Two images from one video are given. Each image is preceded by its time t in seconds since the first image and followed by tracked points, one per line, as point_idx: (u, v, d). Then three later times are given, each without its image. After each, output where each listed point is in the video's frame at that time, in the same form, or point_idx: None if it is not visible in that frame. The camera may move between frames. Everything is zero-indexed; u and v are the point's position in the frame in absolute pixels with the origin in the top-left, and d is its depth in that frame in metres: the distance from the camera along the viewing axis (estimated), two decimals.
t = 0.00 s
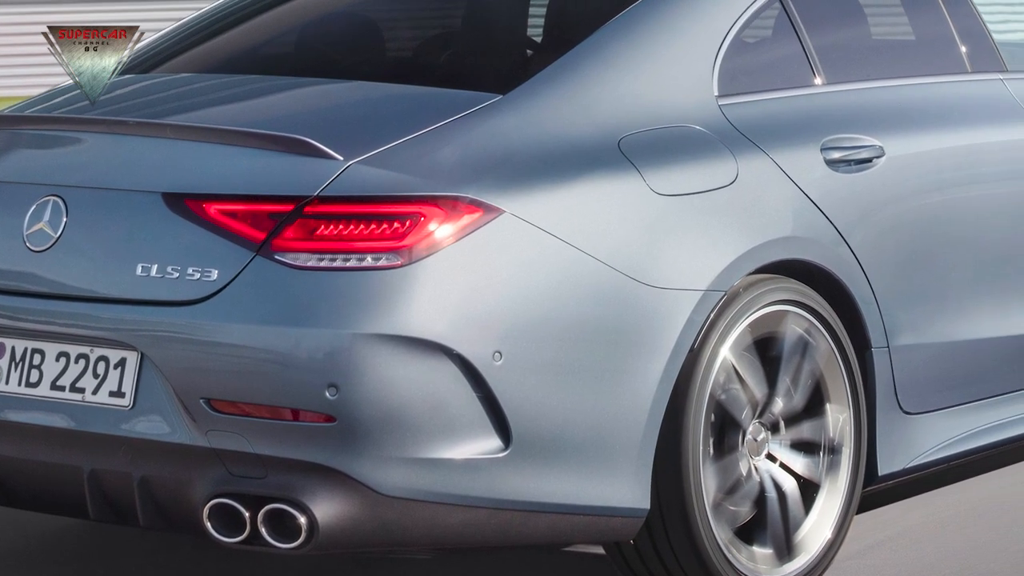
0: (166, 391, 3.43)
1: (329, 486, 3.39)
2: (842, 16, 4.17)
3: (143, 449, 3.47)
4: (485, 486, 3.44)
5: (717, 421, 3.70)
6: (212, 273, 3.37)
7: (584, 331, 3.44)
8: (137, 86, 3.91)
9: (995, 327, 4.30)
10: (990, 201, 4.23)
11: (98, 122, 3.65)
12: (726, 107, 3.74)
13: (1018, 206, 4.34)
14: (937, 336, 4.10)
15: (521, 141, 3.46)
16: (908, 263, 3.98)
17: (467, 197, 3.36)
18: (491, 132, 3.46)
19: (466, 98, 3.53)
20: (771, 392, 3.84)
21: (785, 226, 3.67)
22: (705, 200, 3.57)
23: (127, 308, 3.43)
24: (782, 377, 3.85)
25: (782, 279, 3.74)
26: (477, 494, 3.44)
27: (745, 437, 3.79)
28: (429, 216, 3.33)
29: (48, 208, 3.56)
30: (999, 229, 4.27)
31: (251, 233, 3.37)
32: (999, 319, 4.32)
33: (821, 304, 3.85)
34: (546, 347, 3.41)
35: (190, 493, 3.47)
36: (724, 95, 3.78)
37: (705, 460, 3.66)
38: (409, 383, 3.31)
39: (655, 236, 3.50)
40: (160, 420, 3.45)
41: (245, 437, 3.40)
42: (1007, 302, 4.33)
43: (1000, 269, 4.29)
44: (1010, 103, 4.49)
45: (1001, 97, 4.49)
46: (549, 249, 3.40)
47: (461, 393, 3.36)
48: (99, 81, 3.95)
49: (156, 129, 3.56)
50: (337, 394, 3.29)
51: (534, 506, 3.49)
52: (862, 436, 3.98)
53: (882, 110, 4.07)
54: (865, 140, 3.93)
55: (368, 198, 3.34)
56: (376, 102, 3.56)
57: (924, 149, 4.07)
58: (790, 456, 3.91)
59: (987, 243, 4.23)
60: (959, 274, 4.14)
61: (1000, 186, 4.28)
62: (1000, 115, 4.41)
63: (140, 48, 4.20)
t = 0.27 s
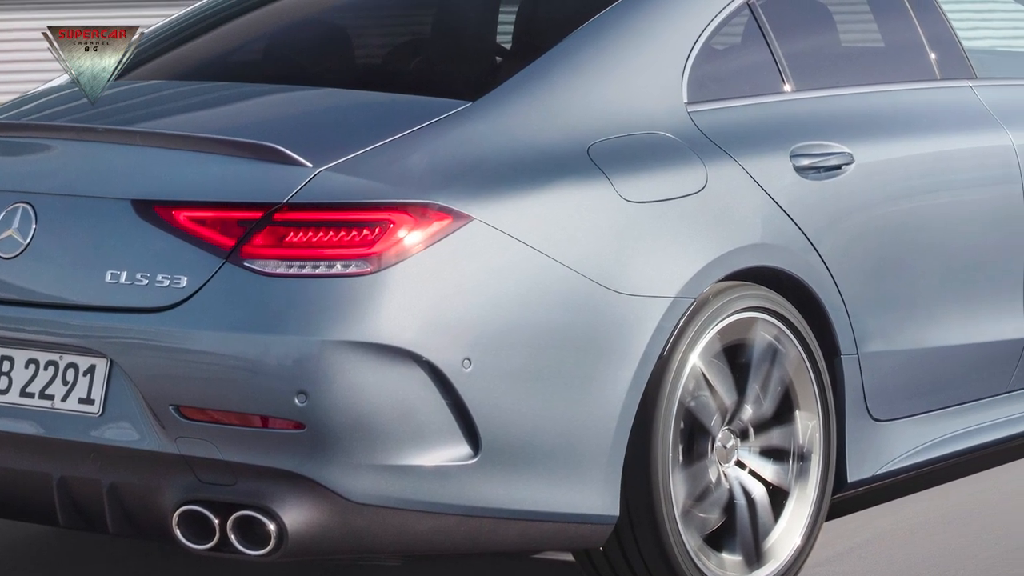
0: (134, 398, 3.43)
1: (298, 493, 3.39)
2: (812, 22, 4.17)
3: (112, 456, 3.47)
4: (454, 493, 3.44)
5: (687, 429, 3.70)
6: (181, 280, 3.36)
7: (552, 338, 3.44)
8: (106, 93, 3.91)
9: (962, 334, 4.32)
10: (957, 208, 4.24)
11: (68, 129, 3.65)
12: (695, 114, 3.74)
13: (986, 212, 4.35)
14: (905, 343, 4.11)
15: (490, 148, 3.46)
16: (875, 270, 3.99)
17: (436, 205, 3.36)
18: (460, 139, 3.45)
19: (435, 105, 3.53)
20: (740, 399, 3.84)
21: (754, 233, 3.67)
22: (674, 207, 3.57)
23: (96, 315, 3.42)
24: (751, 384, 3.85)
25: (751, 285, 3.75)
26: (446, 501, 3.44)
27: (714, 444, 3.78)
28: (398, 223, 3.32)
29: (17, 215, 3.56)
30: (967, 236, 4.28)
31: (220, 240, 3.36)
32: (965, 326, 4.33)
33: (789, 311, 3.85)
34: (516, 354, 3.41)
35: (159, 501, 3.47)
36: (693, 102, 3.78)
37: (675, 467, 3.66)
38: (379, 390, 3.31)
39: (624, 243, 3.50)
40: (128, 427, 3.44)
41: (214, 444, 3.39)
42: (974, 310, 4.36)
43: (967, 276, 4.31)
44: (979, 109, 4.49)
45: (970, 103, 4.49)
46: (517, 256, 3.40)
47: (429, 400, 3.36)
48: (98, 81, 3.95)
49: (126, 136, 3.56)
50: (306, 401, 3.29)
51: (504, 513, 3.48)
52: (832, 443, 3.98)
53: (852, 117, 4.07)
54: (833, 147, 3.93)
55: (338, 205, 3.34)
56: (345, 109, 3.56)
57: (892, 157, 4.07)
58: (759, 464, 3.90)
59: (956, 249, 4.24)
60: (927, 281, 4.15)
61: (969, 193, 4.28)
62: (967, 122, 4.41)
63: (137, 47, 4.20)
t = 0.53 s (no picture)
0: (106, 405, 3.42)
1: (269, 500, 3.38)
2: (784, 28, 4.16)
3: (84, 462, 3.46)
4: (425, 500, 3.43)
5: (658, 435, 3.70)
6: (152, 286, 3.36)
7: (524, 345, 3.44)
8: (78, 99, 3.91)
9: (935, 342, 4.29)
10: (929, 215, 4.22)
11: (39, 136, 3.65)
12: (666, 121, 3.74)
13: (959, 219, 4.33)
14: (877, 349, 4.10)
15: (461, 155, 3.45)
16: (847, 277, 3.98)
17: (408, 211, 3.35)
18: (431, 146, 3.45)
19: (406, 111, 3.52)
20: (711, 406, 3.84)
21: (725, 240, 3.67)
22: (645, 213, 3.57)
23: (68, 322, 3.42)
24: (722, 391, 3.85)
25: (723, 292, 3.75)
26: (418, 508, 3.43)
27: (684, 451, 3.77)
28: (369, 229, 3.31)
29: None
30: (941, 243, 4.26)
31: (191, 247, 3.35)
32: (938, 333, 4.31)
33: (760, 317, 3.85)
34: (488, 360, 3.40)
35: (130, 507, 3.46)
36: (664, 108, 3.78)
37: (646, 474, 3.66)
38: (350, 396, 3.30)
39: (595, 249, 3.50)
40: (100, 434, 3.44)
41: (185, 450, 3.39)
42: (948, 316, 4.33)
43: (940, 283, 4.29)
44: (950, 116, 4.48)
45: (942, 110, 4.47)
46: (489, 263, 3.40)
47: (401, 407, 3.35)
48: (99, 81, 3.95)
49: (98, 143, 3.56)
50: (277, 407, 3.28)
51: (476, 519, 3.48)
52: (803, 449, 3.99)
53: (823, 124, 4.06)
54: (805, 154, 3.93)
55: (310, 211, 3.33)
56: (316, 115, 3.55)
57: (864, 163, 4.07)
58: (730, 470, 3.90)
59: (928, 256, 4.22)
60: (899, 288, 4.14)
61: (941, 200, 4.27)
62: (939, 128, 4.39)
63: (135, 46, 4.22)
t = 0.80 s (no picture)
0: (78, 412, 3.42)
1: (241, 506, 3.37)
2: (756, 35, 4.16)
3: (56, 468, 3.47)
4: (397, 506, 3.43)
5: (629, 441, 3.71)
6: (124, 293, 3.35)
7: (495, 352, 3.43)
8: (51, 106, 3.90)
9: (905, 350, 4.28)
10: (898, 221, 4.20)
11: (11, 143, 3.65)
12: (638, 127, 3.74)
13: (930, 226, 4.31)
14: (848, 355, 4.09)
15: (433, 162, 3.45)
16: (819, 283, 3.97)
17: (379, 218, 3.34)
18: (402, 153, 3.44)
19: (377, 118, 3.52)
20: (683, 412, 3.84)
21: (697, 246, 3.68)
22: (617, 220, 3.57)
23: (39, 329, 3.41)
24: (694, 397, 3.86)
25: (695, 298, 3.75)
26: (389, 514, 3.43)
27: (655, 458, 3.78)
28: (341, 236, 3.30)
29: None
30: (912, 249, 4.25)
31: (163, 254, 3.34)
32: (908, 339, 4.29)
33: (731, 323, 3.85)
34: (460, 367, 3.40)
35: (102, 514, 3.46)
36: (635, 115, 3.77)
37: (618, 480, 3.66)
38: (321, 403, 3.30)
39: (567, 256, 3.50)
40: (72, 441, 3.44)
41: (156, 457, 3.38)
42: (921, 322, 4.32)
43: (912, 289, 4.27)
44: (922, 122, 4.47)
45: (914, 116, 4.46)
46: (460, 269, 3.39)
47: (373, 413, 3.35)
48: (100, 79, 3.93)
49: (69, 149, 3.55)
50: (249, 414, 3.28)
51: (448, 526, 3.48)
52: (775, 456, 3.98)
53: (795, 130, 4.06)
54: (777, 160, 3.93)
55: (281, 218, 3.31)
56: (288, 121, 3.54)
57: (836, 169, 4.06)
58: (702, 476, 3.91)
59: (900, 263, 4.21)
60: (870, 294, 4.13)
61: (912, 207, 4.26)
62: (910, 135, 4.38)
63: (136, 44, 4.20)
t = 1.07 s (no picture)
0: (47, 420, 3.39)
1: (211, 512, 3.35)
2: (725, 41, 4.13)
3: (26, 475, 3.45)
4: (366, 513, 3.41)
5: (599, 448, 3.70)
6: (94, 300, 3.31)
7: (464, 359, 3.42)
8: (20, 112, 3.88)
9: (871, 358, 4.25)
10: (866, 228, 4.18)
11: None
12: (608, 133, 3.72)
13: (897, 233, 4.29)
14: (818, 362, 4.09)
15: (402, 169, 3.43)
16: (787, 290, 3.97)
17: (348, 224, 3.32)
18: (371, 160, 3.42)
19: (346, 125, 3.50)
20: (652, 419, 3.84)
21: (666, 253, 3.67)
22: (586, 227, 3.56)
23: (8, 336, 3.38)
24: (664, 404, 3.85)
25: (665, 305, 3.75)
26: (359, 521, 3.41)
27: (626, 464, 3.78)
28: (310, 243, 3.28)
29: None
30: (880, 256, 4.23)
31: (132, 260, 3.30)
32: (875, 347, 4.27)
33: (700, 330, 3.85)
34: (429, 374, 3.38)
35: (71, 521, 3.44)
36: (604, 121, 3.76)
37: (587, 488, 3.66)
38: (291, 409, 3.27)
39: (536, 263, 3.49)
40: (41, 448, 3.42)
41: (126, 464, 3.35)
42: (890, 328, 4.30)
43: (880, 296, 4.25)
44: (891, 129, 4.43)
45: (883, 123, 4.43)
46: (430, 276, 3.37)
47: (343, 420, 3.33)
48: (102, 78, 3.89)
49: (39, 156, 3.53)
50: (218, 421, 3.24)
51: (418, 532, 3.47)
52: (744, 463, 3.98)
53: (763, 137, 4.04)
54: (747, 166, 3.91)
55: (250, 225, 3.28)
56: (258, 127, 3.51)
57: (805, 176, 4.04)
58: (671, 484, 3.91)
59: (868, 270, 4.19)
60: (838, 301, 4.11)
61: (880, 215, 4.24)
62: (878, 141, 4.34)
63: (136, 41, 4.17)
